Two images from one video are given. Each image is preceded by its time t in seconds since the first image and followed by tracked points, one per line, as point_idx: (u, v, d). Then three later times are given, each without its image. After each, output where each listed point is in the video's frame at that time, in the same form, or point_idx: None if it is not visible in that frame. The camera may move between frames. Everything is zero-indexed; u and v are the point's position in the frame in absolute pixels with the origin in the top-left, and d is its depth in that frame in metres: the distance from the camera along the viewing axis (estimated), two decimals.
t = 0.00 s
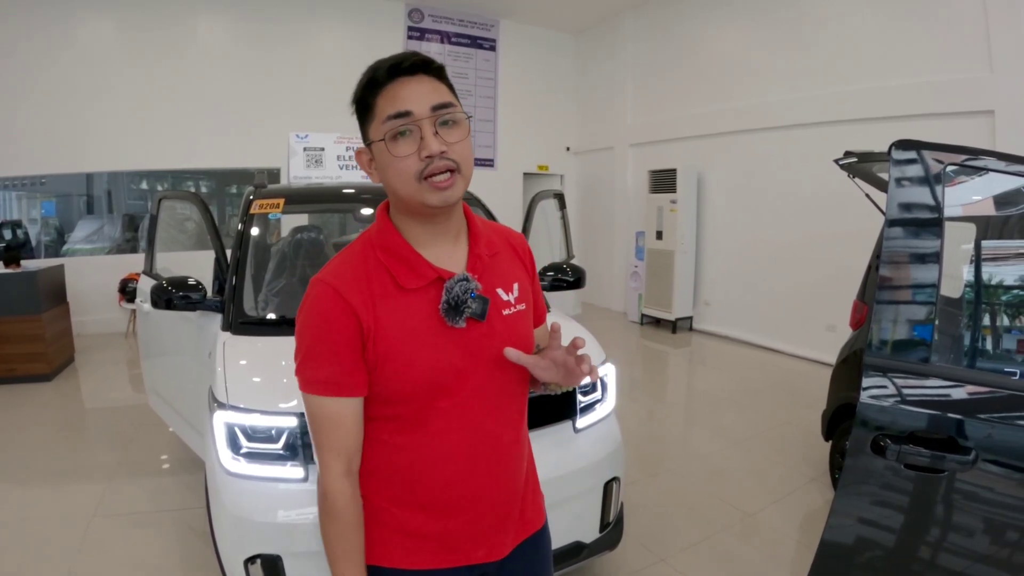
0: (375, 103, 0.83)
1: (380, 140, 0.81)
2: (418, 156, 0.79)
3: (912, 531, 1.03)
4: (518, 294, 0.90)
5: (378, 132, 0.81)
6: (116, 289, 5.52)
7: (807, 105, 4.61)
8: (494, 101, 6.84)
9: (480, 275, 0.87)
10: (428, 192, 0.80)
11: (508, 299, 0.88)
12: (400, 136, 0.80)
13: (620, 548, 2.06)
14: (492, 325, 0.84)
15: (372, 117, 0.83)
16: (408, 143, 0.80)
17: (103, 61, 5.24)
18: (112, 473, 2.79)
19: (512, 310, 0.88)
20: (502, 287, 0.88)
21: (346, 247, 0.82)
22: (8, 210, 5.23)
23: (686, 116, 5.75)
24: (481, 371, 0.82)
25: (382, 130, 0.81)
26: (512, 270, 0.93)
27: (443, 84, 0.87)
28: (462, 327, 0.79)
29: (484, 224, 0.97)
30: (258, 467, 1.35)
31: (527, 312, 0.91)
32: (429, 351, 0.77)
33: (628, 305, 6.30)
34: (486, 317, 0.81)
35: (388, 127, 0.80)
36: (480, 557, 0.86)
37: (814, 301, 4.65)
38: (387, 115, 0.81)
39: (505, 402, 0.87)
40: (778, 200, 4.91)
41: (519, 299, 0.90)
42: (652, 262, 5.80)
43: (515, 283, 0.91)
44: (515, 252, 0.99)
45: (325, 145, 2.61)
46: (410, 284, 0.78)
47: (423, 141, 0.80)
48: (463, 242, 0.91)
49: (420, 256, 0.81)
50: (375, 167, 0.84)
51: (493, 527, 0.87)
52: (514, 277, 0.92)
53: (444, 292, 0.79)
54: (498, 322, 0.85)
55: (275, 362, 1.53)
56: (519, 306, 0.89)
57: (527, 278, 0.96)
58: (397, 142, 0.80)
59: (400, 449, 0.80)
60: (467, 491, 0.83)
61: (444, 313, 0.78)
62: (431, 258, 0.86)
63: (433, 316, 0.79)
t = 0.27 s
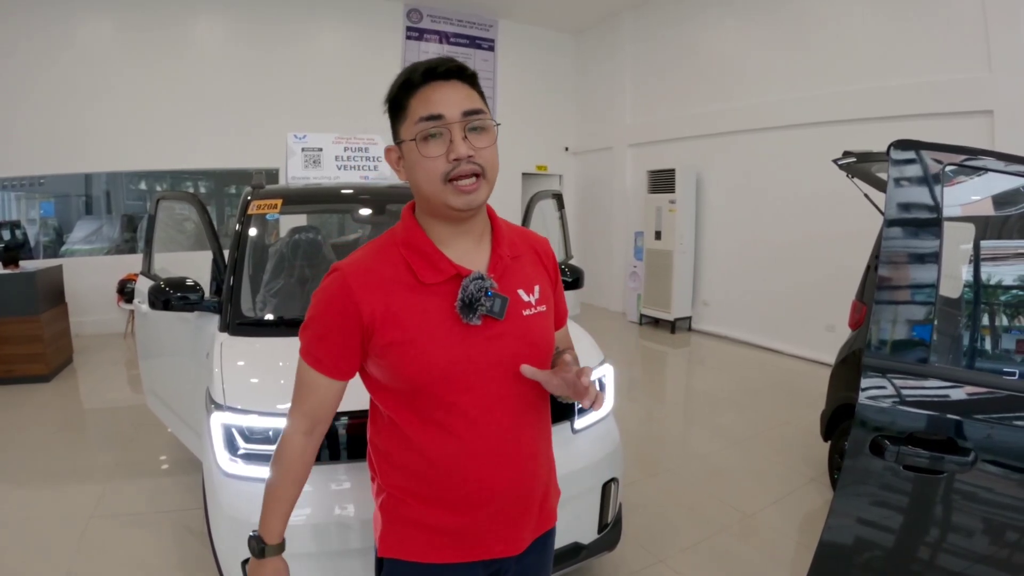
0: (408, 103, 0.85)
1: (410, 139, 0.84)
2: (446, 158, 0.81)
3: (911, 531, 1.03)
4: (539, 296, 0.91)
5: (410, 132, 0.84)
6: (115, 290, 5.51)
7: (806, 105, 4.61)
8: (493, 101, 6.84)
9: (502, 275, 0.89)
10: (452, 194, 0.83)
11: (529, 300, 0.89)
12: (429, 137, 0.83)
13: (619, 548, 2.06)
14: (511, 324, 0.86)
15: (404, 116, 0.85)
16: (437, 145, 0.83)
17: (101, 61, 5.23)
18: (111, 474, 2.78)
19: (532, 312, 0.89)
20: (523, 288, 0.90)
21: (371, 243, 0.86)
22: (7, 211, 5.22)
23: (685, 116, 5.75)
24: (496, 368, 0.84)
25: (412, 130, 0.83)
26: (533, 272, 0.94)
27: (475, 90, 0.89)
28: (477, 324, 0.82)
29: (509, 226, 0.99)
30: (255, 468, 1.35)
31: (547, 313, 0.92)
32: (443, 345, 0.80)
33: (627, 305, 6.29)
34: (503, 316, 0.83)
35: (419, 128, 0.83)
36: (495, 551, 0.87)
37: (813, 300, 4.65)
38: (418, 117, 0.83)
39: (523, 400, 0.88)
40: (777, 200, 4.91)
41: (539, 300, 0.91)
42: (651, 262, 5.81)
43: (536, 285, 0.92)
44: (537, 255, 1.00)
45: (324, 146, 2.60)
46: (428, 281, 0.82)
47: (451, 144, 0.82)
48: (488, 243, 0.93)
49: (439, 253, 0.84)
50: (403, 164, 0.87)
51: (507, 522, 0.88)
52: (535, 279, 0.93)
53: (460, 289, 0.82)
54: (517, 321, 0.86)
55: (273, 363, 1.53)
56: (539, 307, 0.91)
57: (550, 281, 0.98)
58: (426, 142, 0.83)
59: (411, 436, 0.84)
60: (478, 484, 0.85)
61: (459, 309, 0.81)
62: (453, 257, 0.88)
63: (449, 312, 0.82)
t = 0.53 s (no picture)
0: (463, 105, 0.87)
1: (456, 138, 0.86)
2: (484, 166, 0.83)
3: (909, 531, 1.03)
4: (553, 298, 0.91)
5: (457, 132, 0.86)
6: (112, 290, 5.49)
7: (802, 105, 4.62)
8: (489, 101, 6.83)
9: (515, 275, 0.89)
10: (480, 199, 0.85)
11: (541, 301, 0.90)
12: (473, 141, 0.85)
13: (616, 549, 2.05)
14: (522, 323, 0.87)
15: (456, 115, 0.87)
16: (479, 151, 0.85)
17: (96, 61, 5.20)
18: (107, 475, 2.77)
19: (543, 313, 0.89)
20: (537, 288, 0.90)
21: (395, 235, 0.88)
22: (3, 211, 5.19)
23: (682, 116, 5.76)
24: (505, 363, 0.85)
25: (461, 131, 0.86)
26: (551, 275, 0.94)
27: (530, 109, 0.90)
28: (487, 319, 0.83)
29: (533, 228, 0.99)
30: (250, 469, 1.34)
31: (560, 316, 0.92)
32: (454, 337, 0.82)
33: (624, 305, 6.30)
34: (513, 313, 0.84)
35: (466, 131, 0.85)
36: (491, 542, 0.89)
37: (809, 300, 4.67)
38: (469, 121, 0.85)
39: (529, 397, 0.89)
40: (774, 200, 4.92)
41: (553, 302, 0.91)
42: (647, 262, 5.81)
43: (551, 287, 0.92)
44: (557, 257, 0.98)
45: (319, 146, 2.60)
46: (444, 274, 0.83)
47: (492, 154, 0.84)
48: (509, 244, 0.94)
49: (459, 250, 0.86)
50: (444, 159, 0.90)
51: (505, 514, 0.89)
52: (551, 280, 0.93)
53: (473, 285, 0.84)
54: (527, 321, 0.87)
55: (266, 364, 1.52)
56: (551, 309, 0.91)
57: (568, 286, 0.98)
58: (470, 146, 0.85)
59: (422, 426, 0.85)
60: (482, 474, 0.87)
61: (470, 304, 0.82)
62: (473, 255, 0.90)
63: (461, 306, 0.83)
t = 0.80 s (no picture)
0: (495, 112, 0.93)
1: (485, 144, 0.92)
2: (508, 174, 0.89)
3: (906, 531, 1.03)
4: (561, 300, 0.97)
5: (489, 137, 0.92)
6: (109, 291, 5.46)
7: (798, 105, 4.63)
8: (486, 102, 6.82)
9: (525, 277, 0.95)
10: (501, 206, 0.91)
11: (548, 302, 0.95)
12: (501, 148, 0.91)
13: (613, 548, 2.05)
14: (527, 320, 0.93)
15: (487, 120, 0.94)
16: (505, 158, 0.91)
17: (93, 61, 5.18)
18: (104, 477, 2.75)
19: (550, 313, 0.95)
20: (546, 290, 0.96)
21: (418, 231, 0.95)
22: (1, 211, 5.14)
23: (678, 117, 5.76)
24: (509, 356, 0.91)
25: (490, 137, 0.92)
26: (561, 280, 0.99)
27: (557, 124, 0.97)
28: (494, 314, 0.90)
29: (548, 234, 1.04)
30: (246, 469, 1.34)
31: (567, 318, 0.97)
32: (463, 328, 0.89)
33: (622, 305, 6.30)
34: (519, 311, 0.90)
35: (496, 138, 0.91)
36: (488, 530, 0.93)
37: (806, 300, 4.68)
38: (500, 129, 0.91)
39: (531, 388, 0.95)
40: (771, 201, 4.93)
41: (561, 304, 0.97)
42: (644, 263, 5.81)
43: (560, 290, 0.98)
44: (569, 264, 1.03)
45: (316, 147, 2.60)
46: (458, 270, 0.90)
47: (517, 164, 0.90)
48: (523, 246, 1.00)
49: (474, 249, 0.93)
50: (472, 160, 0.96)
51: (500, 499, 0.94)
52: (561, 285, 0.98)
53: (483, 281, 0.90)
54: (532, 319, 0.93)
55: (262, 364, 1.51)
56: (558, 311, 0.96)
57: (577, 290, 1.02)
58: (497, 153, 0.91)
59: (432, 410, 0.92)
60: (483, 460, 0.93)
61: (479, 299, 0.89)
62: (488, 255, 0.96)
63: (471, 301, 0.90)
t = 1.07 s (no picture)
0: (509, 113, 0.96)
1: (499, 143, 0.94)
2: (519, 169, 0.91)
3: (904, 530, 1.03)
4: (569, 302, 0.97)
5: (503, 136, 0.94)
6: (106, 291, 5.44)
7: (795, 106, 4.64)
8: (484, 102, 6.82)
9: (534, 277, 0.95)
10: (513, 200, 0.92)
11: (557, 302, 0.95)
12: (514, 146, 0.93)
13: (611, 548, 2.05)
14: (535, 320, 0.93)
15: (501, 122, 0.96)
16: (518, 155, 0.93)
17: (89, 61, 5.15)
18: (101, 477, 2.74)
19: (557, 314, 0.95)
20: (555, 292, 0.96)
21: (432, 228, 0.97)
22: None
23: (676, 117, 5.77)
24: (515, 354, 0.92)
25: (504, 136, 0.94)
26: (570, 282, 0.99)
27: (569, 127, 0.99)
28: (502, 312, 0.90)
29: (560, 237, 1.04)
30: (243, 470, 1.33)
31: (574, 319, 0.97)
32: (472, 324, 0.89)
33: (619, 305, 6.30)
34: (528, 310, 0.90)
35: (509, 137, 0.93)
36: (489, 524, 0.94)
37: (803, 299, 4.69)
38: (513, 127, 0.94)
39: (538, 387, 0.95)
40: (768, 201, 4.93)
41: (569, 305, 0.97)
42: (642, 262, 5.81)
43: (569, 292, 0.98)
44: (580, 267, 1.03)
45: (313, 146, 2.59)
46: (468, 266, 0.91)
47: (529, 160, 0.92)
48: (535, 247, 1.00)
49: (485, 246, 0.93)
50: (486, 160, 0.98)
51: (503, 496, 0.94)
52: (569, 287, 0.98)
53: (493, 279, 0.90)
54: (541, 319, 0.93)
55: (259, 364, 1.50)
56: (566, 311, 0.96)
57: (585, 293, 1.02)
58: (510, 150, 0.93)
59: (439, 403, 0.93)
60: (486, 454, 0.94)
61: (488, 297, 0.89)
62: (497, 252, 0.96)
63: (480, 298, 0.90)
